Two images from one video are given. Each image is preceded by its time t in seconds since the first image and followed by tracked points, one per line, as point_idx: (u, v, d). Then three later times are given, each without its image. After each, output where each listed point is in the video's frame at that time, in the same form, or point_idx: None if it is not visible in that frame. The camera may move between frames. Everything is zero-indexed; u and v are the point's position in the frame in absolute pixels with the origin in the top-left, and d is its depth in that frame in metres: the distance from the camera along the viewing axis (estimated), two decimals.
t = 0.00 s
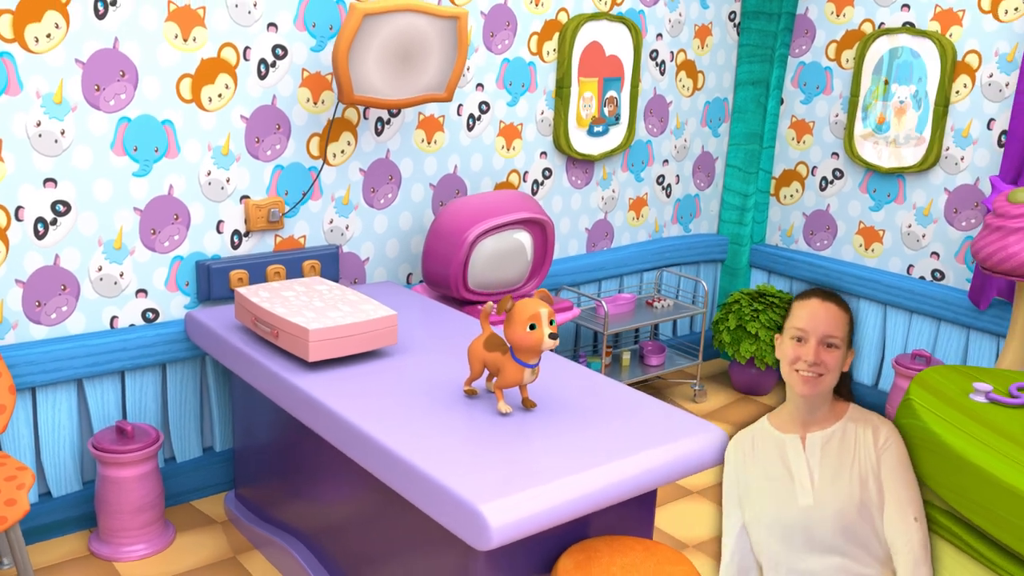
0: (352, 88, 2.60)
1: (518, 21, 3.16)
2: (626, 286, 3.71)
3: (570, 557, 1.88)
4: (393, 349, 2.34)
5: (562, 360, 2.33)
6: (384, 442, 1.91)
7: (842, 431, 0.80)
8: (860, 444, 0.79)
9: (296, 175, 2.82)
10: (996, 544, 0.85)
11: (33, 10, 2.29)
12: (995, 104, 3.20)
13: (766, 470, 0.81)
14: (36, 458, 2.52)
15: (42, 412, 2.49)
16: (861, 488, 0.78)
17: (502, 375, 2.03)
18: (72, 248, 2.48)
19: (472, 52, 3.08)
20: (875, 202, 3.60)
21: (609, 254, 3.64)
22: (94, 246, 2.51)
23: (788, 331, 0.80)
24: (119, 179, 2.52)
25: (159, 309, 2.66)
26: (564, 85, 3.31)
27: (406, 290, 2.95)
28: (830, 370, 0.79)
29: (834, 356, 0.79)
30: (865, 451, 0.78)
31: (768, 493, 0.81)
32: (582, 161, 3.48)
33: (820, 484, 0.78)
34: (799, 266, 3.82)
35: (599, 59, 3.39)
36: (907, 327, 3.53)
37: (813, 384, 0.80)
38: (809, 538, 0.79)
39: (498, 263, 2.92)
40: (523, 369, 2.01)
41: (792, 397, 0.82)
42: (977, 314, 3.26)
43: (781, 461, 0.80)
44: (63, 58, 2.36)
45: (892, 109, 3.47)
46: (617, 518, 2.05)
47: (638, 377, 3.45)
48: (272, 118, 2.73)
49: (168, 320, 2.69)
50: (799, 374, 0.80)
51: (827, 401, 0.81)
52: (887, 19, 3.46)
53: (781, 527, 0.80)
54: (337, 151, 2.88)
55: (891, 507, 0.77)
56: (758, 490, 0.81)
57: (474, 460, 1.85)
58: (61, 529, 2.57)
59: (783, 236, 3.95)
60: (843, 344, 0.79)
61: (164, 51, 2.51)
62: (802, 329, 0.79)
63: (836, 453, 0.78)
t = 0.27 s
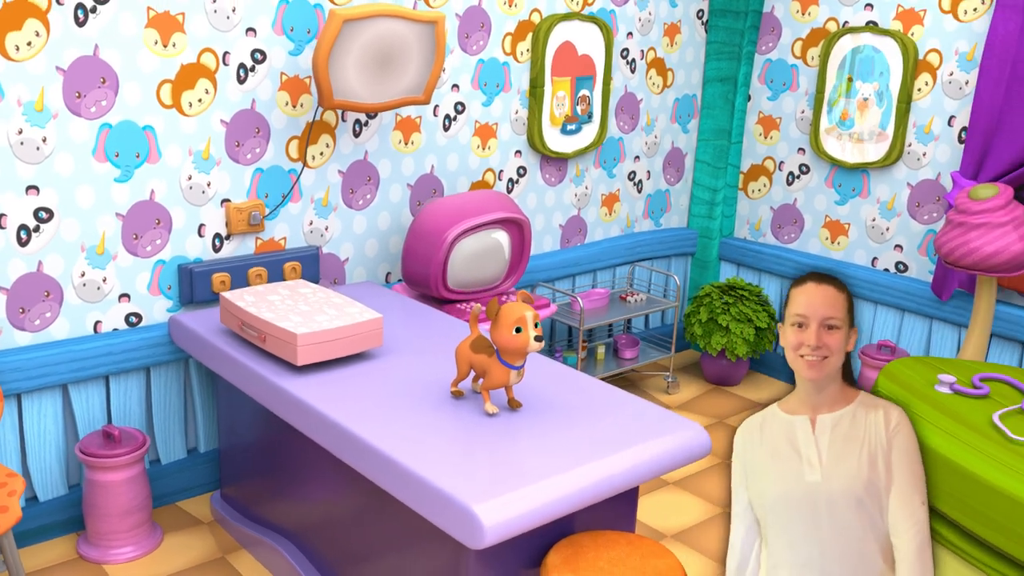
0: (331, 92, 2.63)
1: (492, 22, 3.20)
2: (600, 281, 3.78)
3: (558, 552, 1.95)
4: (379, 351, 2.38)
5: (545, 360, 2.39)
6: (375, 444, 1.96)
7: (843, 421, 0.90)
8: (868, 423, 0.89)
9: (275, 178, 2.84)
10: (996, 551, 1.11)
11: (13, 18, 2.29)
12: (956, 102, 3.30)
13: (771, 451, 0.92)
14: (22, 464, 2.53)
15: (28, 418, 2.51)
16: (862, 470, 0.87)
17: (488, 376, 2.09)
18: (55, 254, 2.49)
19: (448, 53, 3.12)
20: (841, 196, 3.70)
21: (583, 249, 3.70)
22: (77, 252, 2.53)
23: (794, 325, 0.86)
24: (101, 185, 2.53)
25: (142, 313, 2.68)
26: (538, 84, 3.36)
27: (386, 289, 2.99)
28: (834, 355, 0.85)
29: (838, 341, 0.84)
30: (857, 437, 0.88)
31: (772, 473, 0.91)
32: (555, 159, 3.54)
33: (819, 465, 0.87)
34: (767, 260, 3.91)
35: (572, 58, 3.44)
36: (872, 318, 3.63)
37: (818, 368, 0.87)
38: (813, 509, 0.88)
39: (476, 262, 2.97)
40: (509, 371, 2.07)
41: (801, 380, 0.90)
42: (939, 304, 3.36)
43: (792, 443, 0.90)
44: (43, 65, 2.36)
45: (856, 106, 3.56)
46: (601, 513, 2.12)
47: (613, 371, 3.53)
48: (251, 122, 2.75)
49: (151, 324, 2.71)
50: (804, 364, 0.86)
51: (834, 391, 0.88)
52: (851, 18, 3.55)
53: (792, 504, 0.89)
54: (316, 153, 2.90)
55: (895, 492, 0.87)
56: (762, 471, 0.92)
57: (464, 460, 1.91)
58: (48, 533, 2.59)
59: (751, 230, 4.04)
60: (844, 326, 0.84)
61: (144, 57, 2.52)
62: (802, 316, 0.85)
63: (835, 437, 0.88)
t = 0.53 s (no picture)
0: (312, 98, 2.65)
1: (466, 24, 3.24)
2: (574, 277, 3.84)
3: (545, 550, 2.01)
4: (364, 355, 2.43)
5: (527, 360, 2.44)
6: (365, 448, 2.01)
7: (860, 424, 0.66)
8: (889, 431, 0.66)
9: (255, 182, 2.87)
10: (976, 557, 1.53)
11: None
12: (919, 100, 3.40)
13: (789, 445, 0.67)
14: (9, 471, 2.55)
15: (13, 425, 2.52)
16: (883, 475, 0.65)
17: (474, 379, 2.14)
18: (38, 262, 2.50)
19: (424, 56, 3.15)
20: (808, 191, 3.79)
21: (557, 246, 3.76)
22: (60, 260, 2.54)
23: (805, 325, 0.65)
24: (83, 193, 2.54)
25: (125, 319, 2.70)
26: (512, 85, 3.40)
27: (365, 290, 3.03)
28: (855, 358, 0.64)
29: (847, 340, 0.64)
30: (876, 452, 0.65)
31: (784, 475, 0.66)
32: (529, 158, 3.59)
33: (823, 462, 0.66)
34: (737, 254, 3.99)
35: (545, 59, 3.49)
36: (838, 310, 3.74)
37: (837, 373, 0.65)
38: (816, 514, 0.65)
39: (455, 262, 3.02)
40: (494, 374, 2.13)
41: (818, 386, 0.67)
42: (904, 297, 3.46)
43: (807, 438, 0.67)
44: (24, 75, 2.37)
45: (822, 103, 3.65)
46: (585, 510, 2.19)
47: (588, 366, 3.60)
48: (231, 127, 2.77)
49: (134, 329, 2.73)
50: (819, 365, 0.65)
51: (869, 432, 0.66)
52: (817, 17, 3.63)
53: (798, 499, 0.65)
54: (295, 157, 2.93)
55: (912, 499, 0.64)
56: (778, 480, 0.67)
57: (453, 462, 1.96)
58: (35, 539, 2.61)
59: (721, 224, 4.12)
60: (858, 327, 0.63)
61: (123, 65, 2.53)
62: (816, 319, 0.64)
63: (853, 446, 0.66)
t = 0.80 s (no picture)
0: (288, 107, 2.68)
1: (437, 29, 3.28)
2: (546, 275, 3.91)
3: (530, 549, 2.07)
4: (346, 361, 2.48)
5: (506, 363, 2.51)
6: (353, 455, 2.06)
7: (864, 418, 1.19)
8: (888, 430, 1.18)
9: (232, 189, 2.89)
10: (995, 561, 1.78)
11: None
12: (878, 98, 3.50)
13: (788, 445, 1.23)
14: None
15: None
16: (877, 470, 1.18)
17: (457, 385, 2.20)
18: (19, 274, 2.52)
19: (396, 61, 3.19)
20: (772, 187, 3.89)
21: (529, 245, 3.83)
22: (40, 271, 2.56)
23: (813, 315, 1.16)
24: (62, 205, 2.56)
25: (105, 328, 2.72)
26: (483, 87, 3.45)
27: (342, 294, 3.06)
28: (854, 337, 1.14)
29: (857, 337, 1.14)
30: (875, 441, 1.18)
31: (789, 478, 1.23)
32: (501, 158, 3.65)
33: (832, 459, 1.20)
34: (704, 248, 4.08)
35: (515, 61, 3.54)
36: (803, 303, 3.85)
37: (842, 370, 1.16)
38: (822, 503, 1.21)
39: (432, 264, 3.08)
40: (477, 379, 2.19)
41: (828, 386, 1.18)
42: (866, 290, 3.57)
43: (810, 437, 1.21)
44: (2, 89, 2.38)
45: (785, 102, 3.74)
46: (567, 510, 2.26)
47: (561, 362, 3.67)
48: (207, 135, 2.80)
49: (114, 338, 2.75)
50: (826, 360, 1.16)
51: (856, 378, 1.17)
52: (779, 18, 3.72)
53: (797, 489, 1.22)
54: (271, 163, 2.97)
55: (904, 494, 1.18)
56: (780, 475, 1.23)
57: (439, 467, 2.02)
58: (20, 548, 2.63)
59: (688, 220, 4.21)
60: (861, 327, 1.14)
61: (100, 76, 2.55)
62: (821, 322, 1.15)
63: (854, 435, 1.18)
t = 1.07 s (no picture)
0: (270, 117, 2.71)
1: (414, 34, 3.31)
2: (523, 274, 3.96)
3: (518, 551, 2.13)
4: (332, 368, 2.51)
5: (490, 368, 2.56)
6: (343, 463, 2.10)
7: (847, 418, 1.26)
8: (871, 427, 1.25)
9: (213, 197, 2.92)
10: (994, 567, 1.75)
11: None
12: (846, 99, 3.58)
13: (771, 450, 1.32)
14: None
15: None
16: (861, 474, 1.26)
17: (444, 392, 2.24)
18: (3, 286, 2.53)
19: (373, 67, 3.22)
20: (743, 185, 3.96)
21: (506, 245, 3.88)
22: (24, 283, 2.57)
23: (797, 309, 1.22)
24: (44, 217, 2.57)
25: (90, 337, 2.74)
26: (459, 91, 3.49)
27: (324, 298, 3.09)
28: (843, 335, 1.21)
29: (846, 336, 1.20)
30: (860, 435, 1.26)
31: (776, 469, 1.32)
32: (477, 161, 3.69)
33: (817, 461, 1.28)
34: (678, 246, 4.15)
35: (490, 65, 3.58)
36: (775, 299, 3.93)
37: (827, 369, 1.22)
38: (811, 509, 1.30)
39: (413, 268, 3.12)
40: (463, 386, 2.23)
41: (812, 383, 1.25)
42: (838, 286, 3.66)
43: (793, 444, 1.29)
44: None
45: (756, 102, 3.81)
46: (552, 511, 2.31)
47: (540, 361, 3.73)
48: (188, 145, 2.82)
49: (99, 347, 2.77)
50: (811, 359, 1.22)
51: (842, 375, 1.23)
52: (748, 19, 3.79)
53: (789, 499, 1.32)
54: (251, 170, 2.99)
55: (889, 495, 1.25)
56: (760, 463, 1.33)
57: (428, 473, 2.07)
58: (9, 557, 2.65)
59: (661, 217, 4.27)
60: (851, 329, 1.19)
61: (81, 88, 2.56)
62: (812, 318, 1.21)
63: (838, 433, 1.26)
